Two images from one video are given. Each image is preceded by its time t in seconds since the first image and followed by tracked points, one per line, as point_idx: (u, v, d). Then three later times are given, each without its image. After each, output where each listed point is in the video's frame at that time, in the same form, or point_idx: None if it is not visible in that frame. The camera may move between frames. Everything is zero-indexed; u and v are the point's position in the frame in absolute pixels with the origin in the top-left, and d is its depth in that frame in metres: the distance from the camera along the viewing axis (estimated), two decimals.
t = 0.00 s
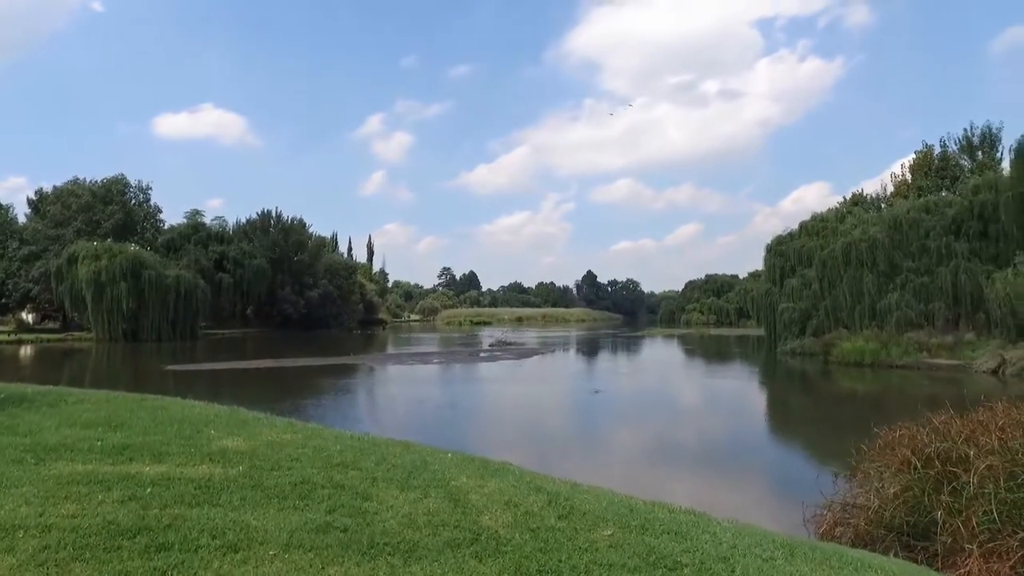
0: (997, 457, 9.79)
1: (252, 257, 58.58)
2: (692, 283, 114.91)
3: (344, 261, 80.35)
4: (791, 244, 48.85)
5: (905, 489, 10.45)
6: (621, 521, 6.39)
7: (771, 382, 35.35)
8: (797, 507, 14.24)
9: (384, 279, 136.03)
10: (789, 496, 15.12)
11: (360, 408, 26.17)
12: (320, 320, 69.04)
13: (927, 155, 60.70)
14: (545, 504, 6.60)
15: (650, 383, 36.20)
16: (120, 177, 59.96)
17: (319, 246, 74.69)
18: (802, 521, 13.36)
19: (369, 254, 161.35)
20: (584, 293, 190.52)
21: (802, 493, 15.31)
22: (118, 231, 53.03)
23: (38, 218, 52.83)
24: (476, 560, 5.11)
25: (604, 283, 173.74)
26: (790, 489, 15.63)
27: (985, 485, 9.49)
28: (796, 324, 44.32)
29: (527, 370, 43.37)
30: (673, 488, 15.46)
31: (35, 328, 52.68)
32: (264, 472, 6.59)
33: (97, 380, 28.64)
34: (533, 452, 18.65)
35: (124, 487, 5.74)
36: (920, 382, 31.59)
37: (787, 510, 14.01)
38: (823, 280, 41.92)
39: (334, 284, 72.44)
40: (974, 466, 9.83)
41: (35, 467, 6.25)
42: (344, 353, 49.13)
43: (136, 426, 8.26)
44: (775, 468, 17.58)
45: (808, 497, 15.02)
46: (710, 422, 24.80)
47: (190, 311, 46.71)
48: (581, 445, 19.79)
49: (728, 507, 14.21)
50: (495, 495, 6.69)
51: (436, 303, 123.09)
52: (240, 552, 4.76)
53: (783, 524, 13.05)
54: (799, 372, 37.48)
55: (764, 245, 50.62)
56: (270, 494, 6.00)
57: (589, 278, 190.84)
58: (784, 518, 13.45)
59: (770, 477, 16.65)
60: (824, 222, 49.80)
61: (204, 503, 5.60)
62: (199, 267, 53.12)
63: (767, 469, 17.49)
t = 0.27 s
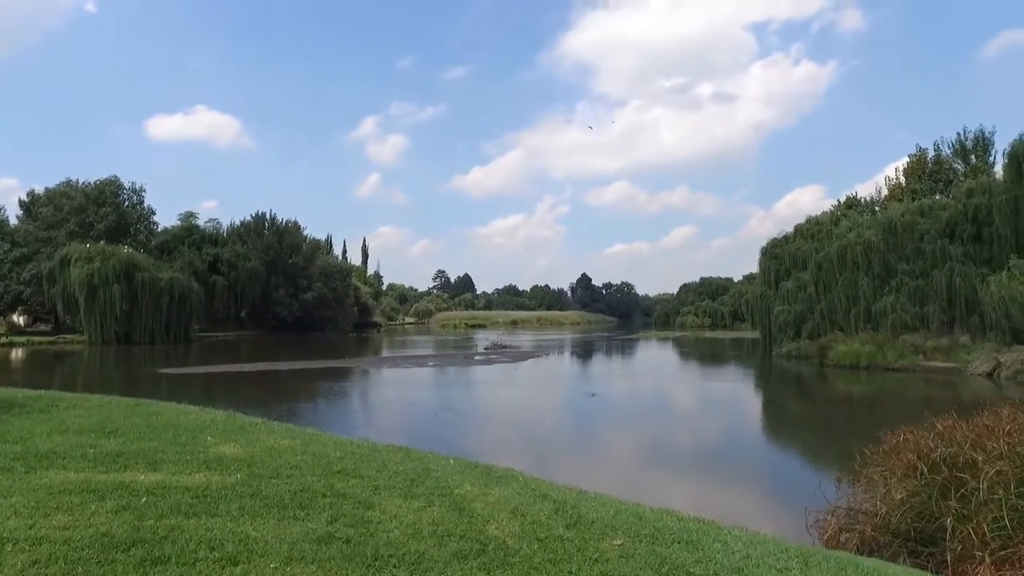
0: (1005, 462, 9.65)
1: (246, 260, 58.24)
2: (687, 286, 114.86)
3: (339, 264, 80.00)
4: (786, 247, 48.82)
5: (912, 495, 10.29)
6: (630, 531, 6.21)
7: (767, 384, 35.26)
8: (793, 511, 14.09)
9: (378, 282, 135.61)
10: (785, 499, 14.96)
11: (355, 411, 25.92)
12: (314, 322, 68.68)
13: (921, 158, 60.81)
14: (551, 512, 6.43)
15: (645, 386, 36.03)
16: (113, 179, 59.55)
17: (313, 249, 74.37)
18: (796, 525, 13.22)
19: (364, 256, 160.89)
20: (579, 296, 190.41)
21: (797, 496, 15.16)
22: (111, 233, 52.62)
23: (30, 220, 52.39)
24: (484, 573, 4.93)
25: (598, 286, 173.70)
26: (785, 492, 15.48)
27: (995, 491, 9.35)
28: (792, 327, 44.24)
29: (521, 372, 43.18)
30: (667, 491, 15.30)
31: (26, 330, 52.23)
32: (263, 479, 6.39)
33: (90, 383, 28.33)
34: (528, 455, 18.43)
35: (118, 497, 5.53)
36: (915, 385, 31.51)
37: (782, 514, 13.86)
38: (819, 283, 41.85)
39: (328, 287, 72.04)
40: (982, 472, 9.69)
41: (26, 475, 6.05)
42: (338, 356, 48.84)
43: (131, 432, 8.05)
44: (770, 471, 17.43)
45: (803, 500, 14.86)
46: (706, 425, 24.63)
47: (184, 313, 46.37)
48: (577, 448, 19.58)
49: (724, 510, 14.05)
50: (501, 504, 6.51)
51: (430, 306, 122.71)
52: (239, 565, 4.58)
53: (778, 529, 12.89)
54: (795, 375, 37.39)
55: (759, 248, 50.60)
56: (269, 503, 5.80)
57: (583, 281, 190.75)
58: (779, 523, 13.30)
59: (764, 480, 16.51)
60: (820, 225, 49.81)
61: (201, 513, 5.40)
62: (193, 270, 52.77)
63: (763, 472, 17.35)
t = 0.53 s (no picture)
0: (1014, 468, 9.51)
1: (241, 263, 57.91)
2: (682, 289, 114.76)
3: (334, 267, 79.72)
4: (781, 251, 48.80)
5: (920, 502, 10.15)
6: (642, 542, 6.03)
7: (763, 388, 35.15)
8: (790, 515, 13.91)
9: (373, 285, 135.07)
10: (781, 503, 14.78)
11: (350, 416, 25.69)
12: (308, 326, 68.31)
13: (916, 162, 60.90)
14: (559, 523, 6.25)
15: (640, 390, 35.86)
16: (107, 181, 59.18)
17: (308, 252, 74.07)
18: (794, 530, 13.04)
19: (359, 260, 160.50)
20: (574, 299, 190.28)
21: (795, 500, 14.98)
22: (104, 235, 52.25)
23: (23, 222, 52.00)
24: None
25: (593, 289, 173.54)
26: (782, 496, 15.31)
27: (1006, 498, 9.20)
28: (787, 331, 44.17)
29: (516, 376, 42.97)
30: (663, 495, 15.10)
31: (19, 333, 51.82)
32: (263, 490, 6.19)
33: (82, 387, 28.03)
34: (523, 460, 18.20)
35: (114, 508, 5.34)
36: (911, 388, 31.45)
37: (779, 518, 13.68)
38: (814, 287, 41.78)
39: (323, 290, 71.69)
40: (992, 479, 9.54)
41: (16, 486, 5.85)
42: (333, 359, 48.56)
43: (125, 439, 7.85)
44: (767, 475, 17.25)
45: (800, 504, 14.68)
46: (701, 428, 24.46)
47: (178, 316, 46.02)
48: (573, 452, 19.37)
49: (720, 514, 13.85)
50: (508, 514, 6.32)
51: (425, 309, 122.34)
52: None
53: (775, 535, 12.72)
54: (791, 379, 37.30)
55: (755, 252, 50.58)
56: (270, 514, 5.61)
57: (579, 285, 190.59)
58: (777, 528, 13.11)
59: (761, 484, 16.32)
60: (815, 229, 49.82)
61: (200, 525, 5.21)
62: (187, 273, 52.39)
63: (760, 476, 17.16)
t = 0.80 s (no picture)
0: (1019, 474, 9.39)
1: (232, 266, 57.48)
2: (674, 293, 114.93)
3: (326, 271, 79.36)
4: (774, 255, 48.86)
5: (924, 509, 10.02)
6: (652, 554, 5.86)
7: (756, 392, 35.07)
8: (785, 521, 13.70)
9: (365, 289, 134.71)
10: (777, 509, 14.56)
11: (341, 420, 25.42)
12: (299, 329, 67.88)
13: (907, 167, 61.17)
14: (565, 534, 6.07)
15: (632, 394, 35.70)
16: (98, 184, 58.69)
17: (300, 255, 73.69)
18: (790, 537, 12.83)
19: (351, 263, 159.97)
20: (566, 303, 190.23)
21: (790, 505, 14.77)
22: (94, 238, 51.78)
23: (12, 225, 51.46)
24: None
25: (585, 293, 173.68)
26: (777, 501, 15.10)
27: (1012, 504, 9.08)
28: (780, 335, 44.17)
29: (509, 381, 42.76)
30: (657, 500, 14.86)
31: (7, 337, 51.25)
32: (259, 501, 5.99)
33: (70, 392, 27.64)
34: (514, 465, 17.96)
35: (106, 522, 5.14)
36: (904, 393, 31.43)
37: (774, 524, 13.46)
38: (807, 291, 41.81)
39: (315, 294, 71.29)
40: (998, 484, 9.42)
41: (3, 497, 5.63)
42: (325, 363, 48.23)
43: (116, 448, 7.62)
44: (763, 480, 17.01)
45: (797, 509, 14.47)
46: (694, 433, 24.31)
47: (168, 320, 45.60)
48: (565, 457, 19.17)
49: (713, 520, 13.66)
50: (513, 525, 6.14)
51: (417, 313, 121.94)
52: None
53: (770, 541, 12.50)
54: (784, 383, 37.27)
55: (747, 256, 50.61)
56: (268, 527, 5.41)
57: (571, 289, 190.65)
58: (772, 534, 12.90)
59: (757, 489, 16.09)
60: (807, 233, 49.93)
61: (196, 539, 5.01)
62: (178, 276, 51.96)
63: (755, 481, 16.92)
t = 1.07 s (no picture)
0: None
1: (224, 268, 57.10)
2: (667, 296, 114.99)
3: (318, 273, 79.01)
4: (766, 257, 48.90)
5: (928, 513, 9.90)
6: (660, 562, 5.70)
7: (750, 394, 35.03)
8: (781, 523, 13.56)
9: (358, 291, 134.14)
10: (772, 511, 14.41)
11: (333, 423, 25.16)
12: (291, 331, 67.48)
13: (899, 170, 61.44)
14: (571, 541, 5.90)
15: (625, 396, 35.62)
16: (88, 184, 58.21)
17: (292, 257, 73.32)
18: (786, 540, 12.68)
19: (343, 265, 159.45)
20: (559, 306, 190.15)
21: (786, 508, 14.62)
22: (84, 239, 51.31)
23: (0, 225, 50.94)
24: None
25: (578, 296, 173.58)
26: (772, 504, 14.96)
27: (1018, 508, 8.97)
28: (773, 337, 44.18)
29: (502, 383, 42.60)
30: (652, 503, 14.68)
31: None
32: (255, 508, 5.79)
33: (58, 394, 27.28)
34: (507, 467, 17.77)
35: (96, 532, 4.93)
36: (897, 395, 31.46)
37: (770, 527, 13.31)
38: (800, 293, 41.83)
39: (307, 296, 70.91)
40: (1002, 488, 9.30)
41: None
42: (316, 366, 47.90)
43: (105, 454, 7.40)
44: (758, 482, 16.86)
45: (792, 512, 14.33)
46: (686, 435, 24.22)
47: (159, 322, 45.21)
48: (558, 459, 19.00)
49: (708, 521, 13.53)
50: (517, 533, 5.96)
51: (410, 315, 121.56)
52: None
53: (767, 544, 12.33)
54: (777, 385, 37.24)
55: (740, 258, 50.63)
56: (264, 536, 5.22)
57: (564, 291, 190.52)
58: (768, 536, 12.75)
59: (752, 492, 15.93)
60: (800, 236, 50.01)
61: (190, 550, 4.81)
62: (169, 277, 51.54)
63: (750, 484, 16.77)
